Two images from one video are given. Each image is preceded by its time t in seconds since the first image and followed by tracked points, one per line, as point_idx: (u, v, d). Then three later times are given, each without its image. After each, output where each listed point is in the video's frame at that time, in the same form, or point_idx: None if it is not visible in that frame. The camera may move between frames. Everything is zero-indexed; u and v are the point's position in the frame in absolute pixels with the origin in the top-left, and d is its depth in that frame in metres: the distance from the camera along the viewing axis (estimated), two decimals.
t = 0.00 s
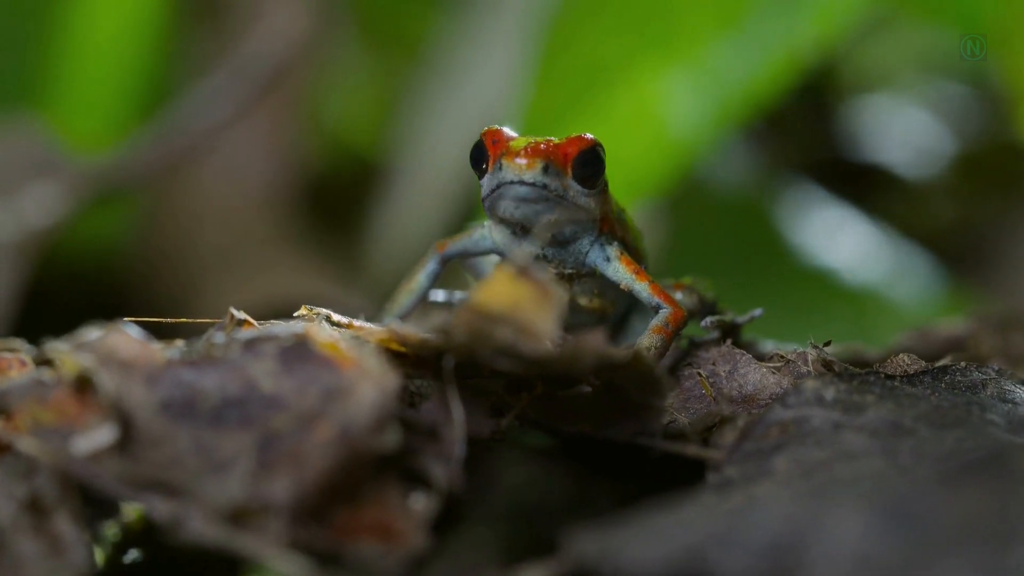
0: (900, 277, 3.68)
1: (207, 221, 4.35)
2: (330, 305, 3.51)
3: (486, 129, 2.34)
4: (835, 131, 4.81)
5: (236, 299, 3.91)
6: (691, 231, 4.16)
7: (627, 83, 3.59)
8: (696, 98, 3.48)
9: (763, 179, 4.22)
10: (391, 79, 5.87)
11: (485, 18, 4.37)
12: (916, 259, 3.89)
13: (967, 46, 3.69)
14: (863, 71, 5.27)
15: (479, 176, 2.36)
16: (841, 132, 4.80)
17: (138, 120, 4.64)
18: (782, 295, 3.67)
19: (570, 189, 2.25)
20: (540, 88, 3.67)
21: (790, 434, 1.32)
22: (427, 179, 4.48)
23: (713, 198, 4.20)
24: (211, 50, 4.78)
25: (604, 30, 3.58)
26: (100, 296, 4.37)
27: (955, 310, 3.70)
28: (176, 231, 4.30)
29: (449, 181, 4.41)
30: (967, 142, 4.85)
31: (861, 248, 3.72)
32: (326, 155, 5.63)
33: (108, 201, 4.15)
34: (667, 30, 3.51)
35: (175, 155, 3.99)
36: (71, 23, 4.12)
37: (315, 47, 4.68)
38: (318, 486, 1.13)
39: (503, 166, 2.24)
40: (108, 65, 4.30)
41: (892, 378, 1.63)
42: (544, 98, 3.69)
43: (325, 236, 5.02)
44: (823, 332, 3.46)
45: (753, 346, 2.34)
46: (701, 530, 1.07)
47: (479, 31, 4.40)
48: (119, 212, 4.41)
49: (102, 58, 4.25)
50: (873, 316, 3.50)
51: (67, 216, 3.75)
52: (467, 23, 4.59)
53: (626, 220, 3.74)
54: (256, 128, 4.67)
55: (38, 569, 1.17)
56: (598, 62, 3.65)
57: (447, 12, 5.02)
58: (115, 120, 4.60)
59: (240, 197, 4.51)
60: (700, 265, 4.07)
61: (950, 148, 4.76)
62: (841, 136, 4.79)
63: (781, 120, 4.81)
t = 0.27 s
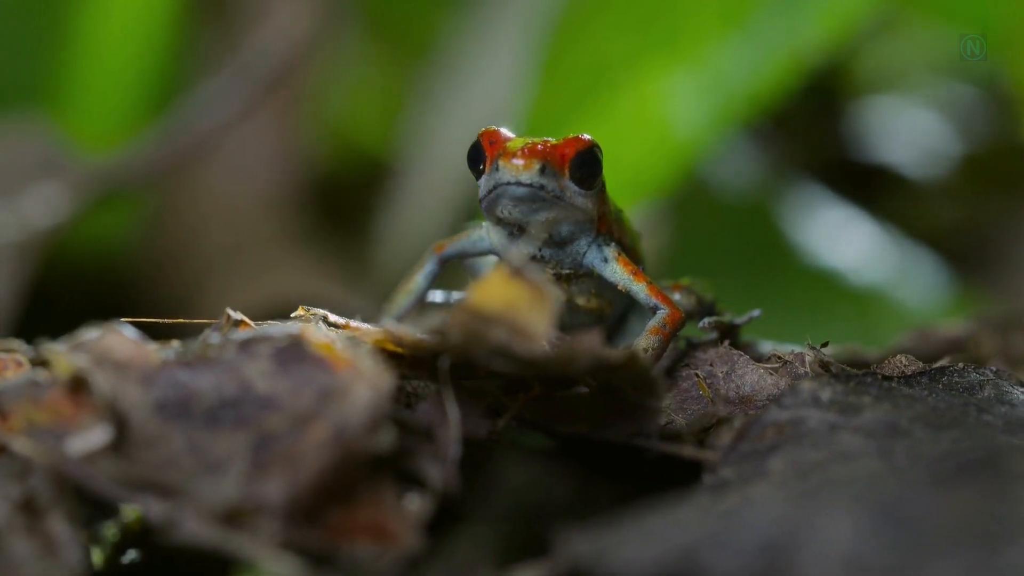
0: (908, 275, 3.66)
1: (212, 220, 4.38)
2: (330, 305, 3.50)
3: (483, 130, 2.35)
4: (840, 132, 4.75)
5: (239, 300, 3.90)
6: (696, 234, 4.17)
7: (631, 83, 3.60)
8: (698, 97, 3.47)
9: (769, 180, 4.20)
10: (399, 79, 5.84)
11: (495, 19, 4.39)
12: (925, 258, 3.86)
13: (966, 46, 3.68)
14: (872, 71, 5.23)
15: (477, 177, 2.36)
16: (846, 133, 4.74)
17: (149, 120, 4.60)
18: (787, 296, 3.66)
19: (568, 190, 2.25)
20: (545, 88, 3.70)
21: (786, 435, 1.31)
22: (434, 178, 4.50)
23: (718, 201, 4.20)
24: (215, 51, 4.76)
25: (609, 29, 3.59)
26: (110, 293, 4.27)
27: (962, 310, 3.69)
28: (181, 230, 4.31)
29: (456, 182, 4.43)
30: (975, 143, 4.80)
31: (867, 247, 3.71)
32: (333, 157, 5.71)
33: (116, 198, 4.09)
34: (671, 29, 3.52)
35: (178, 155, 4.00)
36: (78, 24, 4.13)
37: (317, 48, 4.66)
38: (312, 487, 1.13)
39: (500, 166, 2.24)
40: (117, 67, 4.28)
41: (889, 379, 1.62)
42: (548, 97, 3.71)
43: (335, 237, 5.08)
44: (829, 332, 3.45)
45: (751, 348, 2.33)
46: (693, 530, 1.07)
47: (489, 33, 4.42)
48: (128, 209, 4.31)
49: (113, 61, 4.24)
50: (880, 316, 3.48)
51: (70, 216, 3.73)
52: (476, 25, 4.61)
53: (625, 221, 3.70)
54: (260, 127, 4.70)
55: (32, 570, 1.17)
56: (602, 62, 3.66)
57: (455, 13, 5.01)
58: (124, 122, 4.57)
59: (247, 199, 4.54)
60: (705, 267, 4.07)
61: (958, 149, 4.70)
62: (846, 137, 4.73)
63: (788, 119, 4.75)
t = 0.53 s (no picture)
0: (915, 276, 3.64)
1: (218, 220, 4.41)
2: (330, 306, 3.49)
3: (481, 131, 2.35)
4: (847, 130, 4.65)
5: (241, 301, 3.90)
6: (703, 234, 4.16)
7: (637, 83, 3.59)
8: (702, 97, 3.42)
9: (777, 179, 4.14)
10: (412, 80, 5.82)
11: (503, 21, 4.40)
12: (933, 258, 3.83)
13: (966, 46, 3.68)
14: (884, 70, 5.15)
15: (474, 177, 2.36)
16: (852, 130, 4.63)
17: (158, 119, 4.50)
18: (796, 298, 3.65)
19: (565, 190, 2.25)
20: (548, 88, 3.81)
21: (783, 436, 1.31)
22: (442, 177, 4.59)
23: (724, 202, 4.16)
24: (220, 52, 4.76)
25: (615, 30, 3.63)
26: (115, 294, 4.29)
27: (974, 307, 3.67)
28: (187, 230, 4.32)
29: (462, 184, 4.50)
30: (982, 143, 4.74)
31: (875, 248, 3.68)
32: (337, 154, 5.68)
33: (122, 200, 4.09)
34: (675, 30, 3.49)
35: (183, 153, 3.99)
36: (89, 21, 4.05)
37: (320, 48, 4.66)
38: (307, 487, 1.13)
39: (498, 166, 2.24)
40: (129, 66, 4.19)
41: (887, 380, 1.61)
42: (553, 98, 3.81)
43: (337, 238, 5.07)
44: (836, 334, 3.44)
45: (750, 348, 2.33)
46: (686, 531, 1.07)
47: (497, 33, 4.44)
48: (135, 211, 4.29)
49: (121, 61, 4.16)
50: (887, 318, 3.47)
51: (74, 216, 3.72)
52: (483, 27, 4.61)
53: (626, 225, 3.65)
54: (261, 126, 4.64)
55: (27, 570, 1.17)
56: (610, 61, 3.69)
57: (462, 13, 5.00)
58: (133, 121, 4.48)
59: (253, 198, 4.60)
60: (711, 267, 4.07)
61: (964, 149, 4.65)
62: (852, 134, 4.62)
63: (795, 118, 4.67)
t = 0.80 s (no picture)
0: (919, 276, 3.62)
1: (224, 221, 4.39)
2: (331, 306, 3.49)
3: (479, 131, 2.35)
4: (852, 129, 4.59)
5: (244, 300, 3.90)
6: (706, 234, 4.14)
7: (638, 83, 3.60)
8: (704, 97, 3.41)
9: (782, 180, 4.10)
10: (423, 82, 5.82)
11: (508, 22, 4.40)
12: (939, 259, 3.80)
13: (966, 46, 3.68)
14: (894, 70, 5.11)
15: (472, 177, 2.36)
16: (858, 130, 4.58)
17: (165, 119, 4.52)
18: (800, 298, 3.64)
19: (563, 190, 2.25)
20: (551, 89, 3.83)
21: (779, 437, 1.31)
22: (448, 177, 4.62)
23: (728, 203, 4.12)
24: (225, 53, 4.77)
25: (618, 30, 3.63)
26: (115, 294, 4.31)
27: (979, 306, 3.67)
28: (194, 231, 4.31)
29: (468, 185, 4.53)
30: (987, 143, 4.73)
31: (880, 248, 3.65)
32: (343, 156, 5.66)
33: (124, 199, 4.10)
34: (677, 29, 3.48)
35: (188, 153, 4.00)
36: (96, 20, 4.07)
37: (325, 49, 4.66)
38: (302, 488, 1.13)
39: (495, 166, 2.24)
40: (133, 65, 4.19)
41: (885, 380, 1.61)
42: (558, 97, 3.82)
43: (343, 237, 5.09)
44: (840, 335, 3.43)
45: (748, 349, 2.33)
46: (680, 531, 1.07)
47: (502, 33, 4.44)
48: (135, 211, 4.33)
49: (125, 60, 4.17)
50: (892, 319, 3.46)
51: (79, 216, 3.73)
52: (489, 28, 4.61)
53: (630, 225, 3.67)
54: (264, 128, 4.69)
55: (23, 570, 1.17)
56: (611, 60, 3.68)
57: (467, 13, 4.98)
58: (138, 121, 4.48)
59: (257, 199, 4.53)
60: (714, 268, 4.06)
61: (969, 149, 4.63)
62: (858, 134, 4.57)
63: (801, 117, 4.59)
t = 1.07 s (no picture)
0: (926, 277, 3.60)
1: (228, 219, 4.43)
2: (332, 306, 3.49)
3: (477, 131, 2.35)
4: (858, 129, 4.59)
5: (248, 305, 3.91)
6: (710, 234, 4.13)
7: (642, 83, 3.61)
8: (707, 98, 3.42)
9: (791, 181, 4.08)
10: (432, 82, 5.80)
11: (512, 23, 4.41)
12: (948, 263, 3.76)
13: (967, 45, 3.67)
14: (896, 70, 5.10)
15: (470, 177, 2.36)
16: (863, 130, 4.57)
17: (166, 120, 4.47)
18: (801, 299, 3.61)
19: (560, 191, 2.25)
20: (554, 88, 3.82)
21: (776, 437, 1.31)
22: (452, 177, 4.61)
23: (732, 203, 4.10)
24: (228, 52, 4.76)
25: (623, 31, 3.61)
26: (116, 293, 4.27)
27: (984, 308, 3.64)
28: (198, 231, 4.36)
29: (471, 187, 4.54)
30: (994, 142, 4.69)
31: (886, 252, 3.64)
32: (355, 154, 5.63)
33: (129, 198, 4.07)
34: (680, 29, 3.49)
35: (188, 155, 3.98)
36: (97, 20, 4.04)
37: (329, 48, 4.65)
38: (297, 488, 1.13)
39: (493, 167, 2.24)
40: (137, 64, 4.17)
41: (882, 381, 1.60)
42: (561, 96, 3.81)
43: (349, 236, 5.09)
44: (841, 336, 3.41)
45: (747, 349, 2.32)
46: (674, 531, 1.07)
47: (507, 33, 4.44)
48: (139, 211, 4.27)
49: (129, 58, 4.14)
50: (895, 321, 3.42)
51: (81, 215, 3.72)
52: (495, 29, 4.61)
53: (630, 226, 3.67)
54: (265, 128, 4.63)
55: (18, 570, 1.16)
56: (614, 61, 3.68)
57: (472, 13, 4.97)
58: (140, 120, 4.47)
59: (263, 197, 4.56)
60: (716, 268, 4.05)
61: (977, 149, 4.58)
62: (863, 134, 4.57)
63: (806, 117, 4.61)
